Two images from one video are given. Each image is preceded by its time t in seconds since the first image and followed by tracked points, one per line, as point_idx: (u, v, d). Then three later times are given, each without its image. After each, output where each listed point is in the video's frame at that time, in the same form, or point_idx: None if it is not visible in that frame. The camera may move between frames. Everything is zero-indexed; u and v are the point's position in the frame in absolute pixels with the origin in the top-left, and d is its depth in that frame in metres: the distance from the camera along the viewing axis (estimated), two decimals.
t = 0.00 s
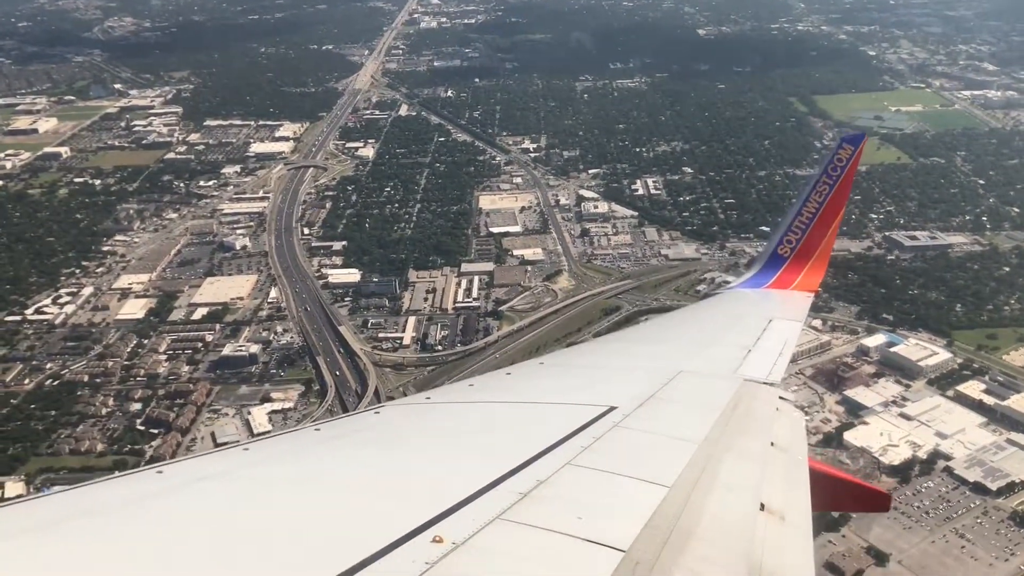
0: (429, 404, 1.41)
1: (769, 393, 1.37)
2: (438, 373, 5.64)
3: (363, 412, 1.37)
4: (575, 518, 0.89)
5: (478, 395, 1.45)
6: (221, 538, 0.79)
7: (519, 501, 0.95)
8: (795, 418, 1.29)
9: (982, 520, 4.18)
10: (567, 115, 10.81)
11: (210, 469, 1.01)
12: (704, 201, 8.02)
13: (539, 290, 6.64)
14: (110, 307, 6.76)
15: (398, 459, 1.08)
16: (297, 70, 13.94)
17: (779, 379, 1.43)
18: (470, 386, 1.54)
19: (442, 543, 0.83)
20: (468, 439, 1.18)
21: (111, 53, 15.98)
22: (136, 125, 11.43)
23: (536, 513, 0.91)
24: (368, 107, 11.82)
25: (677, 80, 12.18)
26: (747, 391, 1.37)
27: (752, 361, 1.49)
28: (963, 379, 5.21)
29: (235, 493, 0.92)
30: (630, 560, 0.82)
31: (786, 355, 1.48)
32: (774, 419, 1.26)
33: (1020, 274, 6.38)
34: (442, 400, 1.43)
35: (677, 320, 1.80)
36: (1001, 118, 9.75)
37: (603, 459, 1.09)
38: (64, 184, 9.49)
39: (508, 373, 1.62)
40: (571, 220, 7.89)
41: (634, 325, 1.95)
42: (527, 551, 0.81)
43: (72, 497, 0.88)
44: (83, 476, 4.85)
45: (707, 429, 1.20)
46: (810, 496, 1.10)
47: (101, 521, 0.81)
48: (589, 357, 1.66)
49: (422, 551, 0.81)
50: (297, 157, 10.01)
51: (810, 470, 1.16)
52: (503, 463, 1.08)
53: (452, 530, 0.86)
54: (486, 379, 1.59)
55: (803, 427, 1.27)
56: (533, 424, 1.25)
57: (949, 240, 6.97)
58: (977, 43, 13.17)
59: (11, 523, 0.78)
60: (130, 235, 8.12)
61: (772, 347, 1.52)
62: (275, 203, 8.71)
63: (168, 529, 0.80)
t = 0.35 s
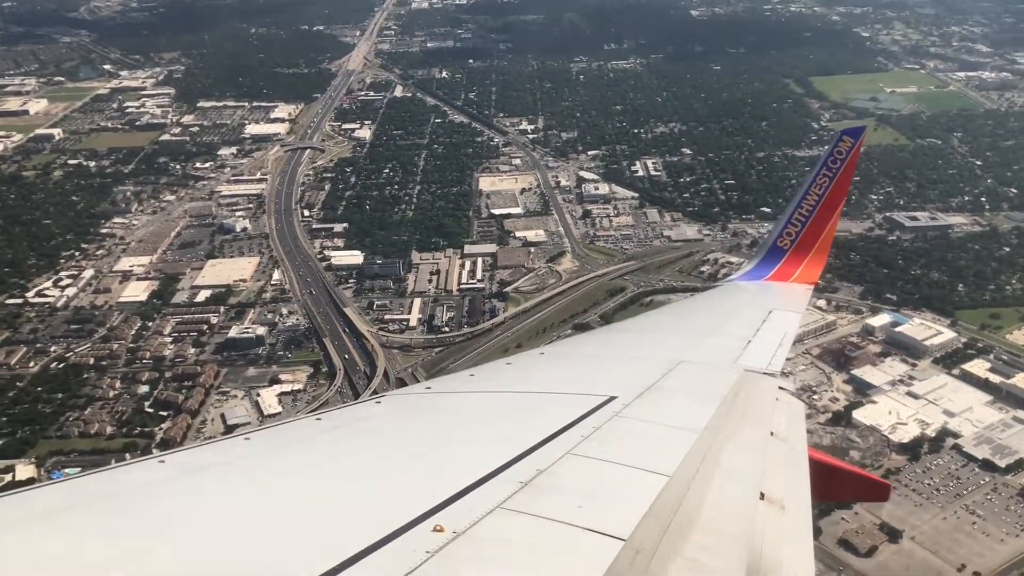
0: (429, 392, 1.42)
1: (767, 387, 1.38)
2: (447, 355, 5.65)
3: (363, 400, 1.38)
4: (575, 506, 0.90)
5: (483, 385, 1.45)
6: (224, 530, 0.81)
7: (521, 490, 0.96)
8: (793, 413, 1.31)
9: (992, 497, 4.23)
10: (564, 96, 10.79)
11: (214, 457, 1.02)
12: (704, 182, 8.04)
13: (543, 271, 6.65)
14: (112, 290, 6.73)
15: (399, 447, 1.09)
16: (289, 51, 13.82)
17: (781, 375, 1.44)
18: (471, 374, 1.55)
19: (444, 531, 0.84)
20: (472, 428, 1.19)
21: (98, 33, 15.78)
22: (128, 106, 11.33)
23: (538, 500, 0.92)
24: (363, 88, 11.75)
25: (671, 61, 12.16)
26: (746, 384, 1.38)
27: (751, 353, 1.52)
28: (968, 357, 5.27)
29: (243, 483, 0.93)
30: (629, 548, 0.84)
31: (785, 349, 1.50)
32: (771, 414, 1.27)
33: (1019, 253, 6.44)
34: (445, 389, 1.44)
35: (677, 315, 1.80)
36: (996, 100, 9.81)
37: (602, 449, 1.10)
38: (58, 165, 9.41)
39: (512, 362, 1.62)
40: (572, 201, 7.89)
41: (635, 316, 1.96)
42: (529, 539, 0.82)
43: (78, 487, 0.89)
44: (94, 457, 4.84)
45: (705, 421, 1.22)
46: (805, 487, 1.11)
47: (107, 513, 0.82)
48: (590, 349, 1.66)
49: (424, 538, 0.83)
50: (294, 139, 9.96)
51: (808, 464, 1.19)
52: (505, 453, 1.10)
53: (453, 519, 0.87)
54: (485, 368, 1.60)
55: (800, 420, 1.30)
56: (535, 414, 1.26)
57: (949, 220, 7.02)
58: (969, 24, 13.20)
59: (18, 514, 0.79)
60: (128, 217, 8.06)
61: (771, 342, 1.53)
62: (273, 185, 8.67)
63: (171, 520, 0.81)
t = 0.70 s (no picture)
0: (429, 381, 1.41)
1: (765, 370, 1.39)
2: (452, 342, 5.65)
3: (364, 391, 1.36)
4: (575, 491, 0.88)
5: (484, 373, 1.45)
6: (218, 518, 0.79)
7: (522, 476, 0.95)
8: (792, 397, 1.31)
9: (1001, 477, 4.28)
10: (557, 83, 10.77)
11: (212, 450, 1.01)
12: (702, 168, 8.07)
13: (545, 259, 6.65)
14: (111, 280, 6.68)
15: (401, 438, 1.08)
16: (276, 38, 13.72)
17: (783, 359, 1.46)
18: (471, 363, 1.55)
19: (446, 517, 0.83)
20: (473, 417, 1.18)
21: (81, 21, 15.58)
22: (116, 95, 11.20)
23: (539, 485, 0.91)
24: (353, 75, 11.68)
25: (663, 47, 12.15)
26: (745, 368, 1.38)
27: (751, 339, 1.52)
28: (972, 340, 5.32)
29: (241, 473, 0.92)
30: (630, 532, 0.82)
31: (783, 334, 1.51)
32: (771, 398, 1.27)
33: (1017, 236, 6.51)
34: (448, 379, 1.43)
35: (673, 300, 1.82)
36: (987, 84, 9.88)
37: (604, 433, 1.10)
38: (48, 155, 9.30)
39: (512, 350, 1.63)
40: (570, 188, 7.89)
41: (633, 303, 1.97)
42: (530, 521, 0.81)
43: (76, 479, 0.88)
44: (102, 449, 4.81)
45: (705, 405, 1.21)
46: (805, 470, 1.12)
47: (103, 503, 0.81)
48: (588, 336, 1.66)
49: (425, 523, 0.81)
50: (286, 127, 9.90)
51: (810, 448, 1.19)
52: (503, 440, 1.09)
53: (454, 505, 0.86)
54: (487, 357, 1.60)
55: (800, 403, 1.29)
56: (536, 401, 1.26)
57: (946, 204, 7.08)
58: (957, 10, 13.28)
59: (12, 507, 0.78)
60: (123, 207, 7.99)
61: (769, 329, 1.55)
62: (268, 173, 8.62)
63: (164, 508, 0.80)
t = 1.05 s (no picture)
0: (429, 393, 1.37)
1: (768, 383, 1.35)
2: (457, 342, 5.65)
3: (363, 402, 1.33)
4: (578, 501, 0.84)
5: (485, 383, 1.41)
6: (215, 527, 0.76)
7: (523, 484, 0.91)
8: (796, 410, 1.28)
9: (1007, 474, 4.33)
10: (551, 84, 10.80)
11: (207, 461, 0.97)
12: (699, 169, 8.11)
13: (546, 259, 6.66)
14: (110, 280, 6.64)
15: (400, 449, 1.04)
16: (267, 38, 13.69)
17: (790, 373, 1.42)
18: (472, 374, 1.51)
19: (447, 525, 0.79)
20: (474, 426, 1.15)
21: (69, 20, 15.46)
22: (108, 95, 11.13)
23: (543, 492, 0.88)
24: (346, 76, 11.67)
25: (655, 49, 12.22)
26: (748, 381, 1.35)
27: (754, 349, 1.48)
28: (972, 338, 5.38)
29: (237, 485, 0.89)
30: (632, 541, 0.77)
31: (788, 343, 1.47)
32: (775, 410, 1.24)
33: (1013, 237, 6.58)
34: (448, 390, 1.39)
35: (673, 312, 1.77)
36: (977, 86, 9.99)
37: (606, 441, 1.06)
38: (41, 155, 9.23)
39: (514, 361, 1.59)
40: (568, 188, 7.91)
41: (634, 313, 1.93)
42: (534, 528, 0.77)
43: (72, 488, 0.86)
44: (107, 450, 4.77)
45: (708, 415, 1.18)
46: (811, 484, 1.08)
47: (96, 512, 0.78)
48: (589, 346, 1.63)
49: (425, 531, 0.78)
50: (281, 127, 9.88)
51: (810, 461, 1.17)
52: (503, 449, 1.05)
53: (455, 513, 0.82)
54: (487, 366, 1.56)
55: (803, 416, 1.27)
56: (537, 411, 1.22)
57: (942, 205, 7.15)
58: (944, 13, 13.42)
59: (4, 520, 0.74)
60: (119, 207, 7.95)
61: (774, 335, 1.50)
62: (265, 173, 8.59)
63: (159, 518, 0.77)
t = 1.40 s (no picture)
0: (430, 404, 1.36)
1: (766, 401, 1.34)
2: (457, 352, 5.64)
3: (366, 412, 1.32)
4: (576, 517, 0.85)
5: (485, 396, 1.40)
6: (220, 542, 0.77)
7: (522, 501, 0.91)
8: (793, 427, 1.26)
9: (1010, 480, 4.37)
10: (541, 95, 10.83)
11: (211, 469, 0.98)
12: (692, 179, 8.17)
13: (543, 268, 6.67)
14: (104, 290, 6.57)
15: (402, 461, 1.04)
16: (254, 47, 13.63)
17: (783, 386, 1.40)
18: (472, 386, 1.49)
19: (446, 542, 0.80)
20: (475, 441, 1.14)
21: (51, 28, 15.30)
22: (94, 104, 11.04)
23: (542, 509, 0.88)
24: (335, 86, 11.65)
25: (643, 60, 12.29)
26: (747, 398, 1.33)
27: (752, 364, 1.47)
28: (970, 347, 5.44)
29: (239, 497, 0.89)
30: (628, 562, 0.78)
31: (787, 361, 1.45)
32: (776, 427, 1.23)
33: (1003, 246, 6.67)
34: (451, 400, 1.38)
35: (672, 324, 1.76)
36: (962, 98, 10.13)
37: (606, 458, 1.05)
38: (28, 164, 9.13)
39: (513, 373, 1.58)
40: (562, 198, 7.93)
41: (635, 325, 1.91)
42: (534, 550, 0.78)
43: (72, 502, 0.85)
44: (108, 461, 4.71)
45: (707, 431, 1.18)
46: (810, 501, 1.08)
47: (100, 526, 0.77)
48: (588, 358, 1.62)
49: (424, 549, 0.79)
50: (271, 136, 9.85)
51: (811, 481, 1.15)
52: (502, 466, 1.04)
53: (455, 530, 0.83)
54: (488, 379, 1.55)
55: (803, 434, 1.25)
56: (538, 425, 1.21)
57: (933, 215, 7.23)
58: (927, 26, 13.60)
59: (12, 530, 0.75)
60: (110, 216, 7.88)
61: (773, 353, 1.49)
62: (256, 182, 8.55)
63: (164, 529, 0.78)
